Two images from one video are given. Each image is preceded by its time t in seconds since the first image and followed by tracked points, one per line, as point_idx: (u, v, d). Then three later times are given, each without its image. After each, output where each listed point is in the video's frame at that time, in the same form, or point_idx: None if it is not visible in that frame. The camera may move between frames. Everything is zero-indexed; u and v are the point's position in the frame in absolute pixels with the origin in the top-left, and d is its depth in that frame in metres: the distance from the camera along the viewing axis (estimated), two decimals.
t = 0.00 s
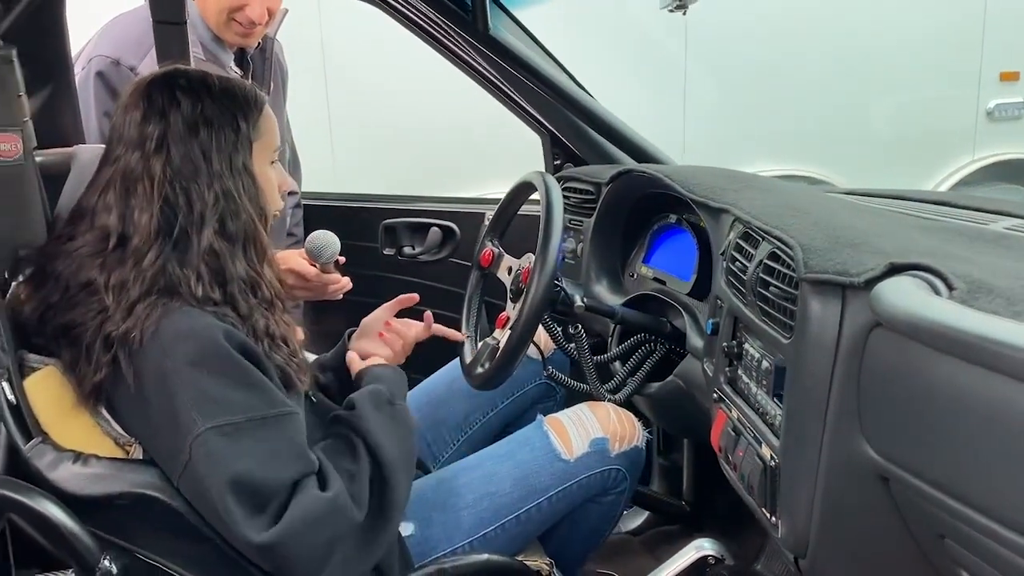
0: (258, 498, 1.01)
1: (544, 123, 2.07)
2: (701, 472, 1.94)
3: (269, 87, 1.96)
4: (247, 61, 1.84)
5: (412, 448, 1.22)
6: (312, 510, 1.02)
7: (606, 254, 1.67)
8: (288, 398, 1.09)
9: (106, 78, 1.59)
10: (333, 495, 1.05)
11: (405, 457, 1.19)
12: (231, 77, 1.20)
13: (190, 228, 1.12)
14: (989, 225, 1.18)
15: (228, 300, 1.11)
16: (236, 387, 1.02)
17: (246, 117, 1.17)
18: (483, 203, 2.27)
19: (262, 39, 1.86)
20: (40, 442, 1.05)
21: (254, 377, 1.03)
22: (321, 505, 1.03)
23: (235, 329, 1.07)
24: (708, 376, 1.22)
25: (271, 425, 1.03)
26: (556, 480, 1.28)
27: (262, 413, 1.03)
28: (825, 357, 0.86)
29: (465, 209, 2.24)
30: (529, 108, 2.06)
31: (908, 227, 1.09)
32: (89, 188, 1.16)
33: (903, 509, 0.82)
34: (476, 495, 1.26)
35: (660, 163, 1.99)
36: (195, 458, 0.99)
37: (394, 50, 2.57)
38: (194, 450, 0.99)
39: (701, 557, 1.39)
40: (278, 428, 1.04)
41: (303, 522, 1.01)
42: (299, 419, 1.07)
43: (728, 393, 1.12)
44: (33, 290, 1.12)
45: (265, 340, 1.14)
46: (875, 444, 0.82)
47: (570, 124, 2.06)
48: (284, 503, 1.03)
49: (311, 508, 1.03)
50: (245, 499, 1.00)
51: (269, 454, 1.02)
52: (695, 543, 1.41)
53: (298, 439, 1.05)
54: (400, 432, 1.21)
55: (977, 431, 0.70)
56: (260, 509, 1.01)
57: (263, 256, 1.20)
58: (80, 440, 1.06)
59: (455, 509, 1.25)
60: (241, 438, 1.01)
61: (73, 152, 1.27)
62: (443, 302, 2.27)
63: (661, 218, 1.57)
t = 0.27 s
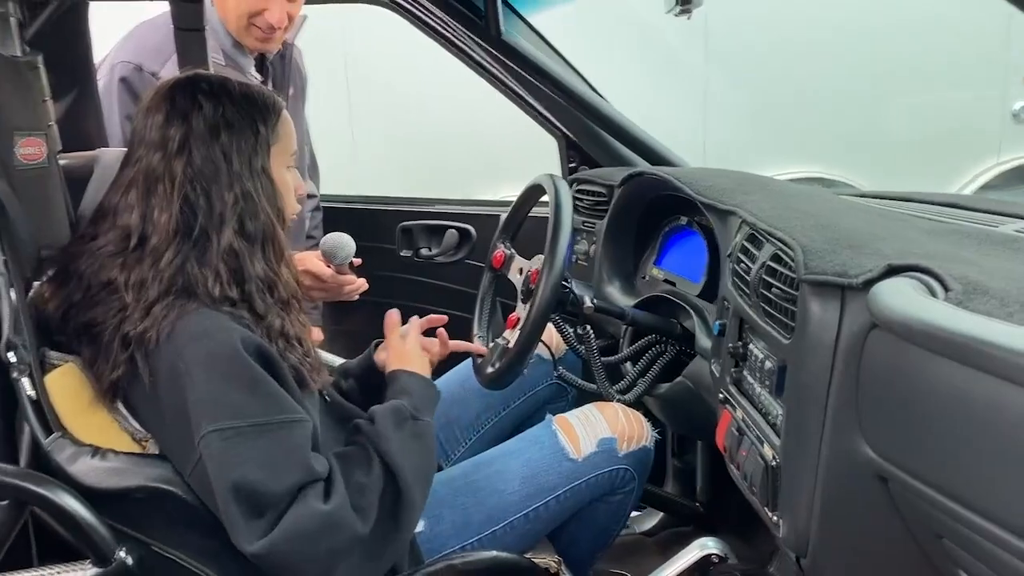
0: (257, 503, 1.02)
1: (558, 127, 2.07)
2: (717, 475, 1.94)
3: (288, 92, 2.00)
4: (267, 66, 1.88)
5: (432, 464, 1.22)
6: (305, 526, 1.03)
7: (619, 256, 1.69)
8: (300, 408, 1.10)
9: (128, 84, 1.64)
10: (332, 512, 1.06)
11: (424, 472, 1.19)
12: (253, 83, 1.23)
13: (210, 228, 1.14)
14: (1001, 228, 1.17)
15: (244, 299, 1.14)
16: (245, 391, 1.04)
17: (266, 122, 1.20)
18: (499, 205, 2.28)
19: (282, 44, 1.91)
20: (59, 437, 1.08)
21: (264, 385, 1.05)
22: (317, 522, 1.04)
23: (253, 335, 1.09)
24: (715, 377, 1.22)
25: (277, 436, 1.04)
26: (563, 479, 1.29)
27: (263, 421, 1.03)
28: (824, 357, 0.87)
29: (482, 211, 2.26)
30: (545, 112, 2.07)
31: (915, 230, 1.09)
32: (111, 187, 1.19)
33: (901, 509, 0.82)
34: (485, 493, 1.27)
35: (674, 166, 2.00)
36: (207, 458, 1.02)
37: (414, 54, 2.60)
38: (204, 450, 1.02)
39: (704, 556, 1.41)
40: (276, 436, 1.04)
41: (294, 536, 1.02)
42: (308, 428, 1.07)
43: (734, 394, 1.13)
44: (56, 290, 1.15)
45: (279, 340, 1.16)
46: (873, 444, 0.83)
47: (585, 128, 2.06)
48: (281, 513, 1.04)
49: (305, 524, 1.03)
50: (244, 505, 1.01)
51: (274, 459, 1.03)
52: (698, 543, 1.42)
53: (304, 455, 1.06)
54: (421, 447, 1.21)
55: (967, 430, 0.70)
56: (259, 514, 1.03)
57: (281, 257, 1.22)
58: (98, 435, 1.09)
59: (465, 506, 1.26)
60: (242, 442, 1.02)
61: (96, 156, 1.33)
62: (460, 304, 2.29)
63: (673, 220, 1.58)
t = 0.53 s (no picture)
0: (261, 504, 1.03)
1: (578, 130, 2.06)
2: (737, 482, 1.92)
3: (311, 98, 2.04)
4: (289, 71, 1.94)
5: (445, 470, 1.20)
6: (304, 530, 1.04)
7: (637, 261, 1.69)
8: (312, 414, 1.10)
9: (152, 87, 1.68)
10: (333, 518, 1.06)
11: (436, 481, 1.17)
12: (268, 86, 1.24)
13: (228, 228, 1.15)
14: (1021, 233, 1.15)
15: (260, 298, 1.15)
16: (257, 390, 1.04)
17: (282, 124, 1.21)
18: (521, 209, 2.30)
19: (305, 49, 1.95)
20: (78, 432, 1.10)
21: (276, 387, 1.06)
22: (316, 527, 1.05)
23: (268, 335, 1.10)
24: (728, 382, 1.22)
25: (286, 435, 1.04)
26: (574, 483, 1.29)
27: (273, 422, 1.04)
28: (830, 362, 0.86)
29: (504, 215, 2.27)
30: (564, 116, 2.07)
31: (930, 234, 1.08)
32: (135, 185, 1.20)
33: (908, 516, 0.81)
34: (497, 495, 1.28)
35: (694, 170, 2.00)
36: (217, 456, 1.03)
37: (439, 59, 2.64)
38: (217, 445, 1.02)
39: (712, 560, 1.40)
40: (287, 436, 1.05)
41: (293, 539, 1.03)
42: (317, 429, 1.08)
43: (745, 399, 1.12)
44: (78, 288, 1.17)
45: (292, 339, 1.17)
46: (878, 451, 0.81)
47: (604, 133, 2.06)
48: (282, 516, 1.04)
49: (304, 528, 1.04)
50: (248, 505, 1.02)
51: (281, 459, 1.04)
52: (707, 548, 1.41)
53: (309, 458, 1.06)
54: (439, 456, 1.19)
55: (968, 433, 0.69)
56: (262, 515, 1.04)
57: (297, 257, 1.23)
58: (115, 432, 1.11)
59: (477, 508, 1.27)
60: (250, 441, 1.03)
61: (121, 158, 1.37)
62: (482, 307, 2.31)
63: (690, 224, 1.58)
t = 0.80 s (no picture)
0: (268, 514, 1.03)
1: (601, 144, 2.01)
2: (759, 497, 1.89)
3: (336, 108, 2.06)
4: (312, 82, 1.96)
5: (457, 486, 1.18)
6: (308, 544, 1.03)
7: (657, 272, 1.67)
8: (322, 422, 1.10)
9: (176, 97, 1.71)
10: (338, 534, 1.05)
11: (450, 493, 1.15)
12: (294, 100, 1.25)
13: (241, 235, 1.16)
14: None
15: (274, 305, 1.15)
16: (267, 399, 1.05)
17: (301, 136, 1.22)
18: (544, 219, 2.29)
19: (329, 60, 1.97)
20: (94, 438, 1.11)
21: (285, 395, 1.06)
22: (321, 542, 1.04)
23: (280, 343, 1.11)
24: (743, 398, 1.20)
25: (296, 448, 1.04)
26: (587, 497, 1.28)
27: (284, 431, 1.04)
28: (840, 380, 0.84)
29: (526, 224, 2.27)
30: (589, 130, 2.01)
31: (951, 250, 1.05)
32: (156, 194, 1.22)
33: (920, 541, 0.79)
34: (508, 508, 1.27)
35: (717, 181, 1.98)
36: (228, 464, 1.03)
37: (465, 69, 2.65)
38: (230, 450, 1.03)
39: None
40: (298, 449, 1.05)
41: (297, 552, 1.03)
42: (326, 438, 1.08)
43: (759, 415, 1.10)
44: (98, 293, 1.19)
45: (305, 346, 1.18)
46: (892, 473, 0.79)
47: (630, 146, 1.99)
48: (288, 529, 1.04)
49: (308, 542, 1.03)
50: (255, 515, 1.03)
51: (292, 470, 1.04)
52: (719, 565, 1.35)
53: (317, 470, 1.06)
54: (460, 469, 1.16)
55: (978, 457, 0.67)
56: (270, 525, 1.04)
57: (310, 268, 1.23)
58: (131, 438, 1.13)
59: (488, 520, 1.26)
60: (257, 450, 1.03)
61: (146, 168, 1.38)
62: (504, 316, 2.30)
63: (710, 236, 1.56)
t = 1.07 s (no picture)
0: (276, 516, 1.03)
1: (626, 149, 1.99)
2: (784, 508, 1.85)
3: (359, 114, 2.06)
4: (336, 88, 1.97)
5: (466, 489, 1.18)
6: (316, 546, 1.03)
7: (679, 278, 1.65)
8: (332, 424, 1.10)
9: (201, 101, 1.72)
10: (348, 536, 1.05)
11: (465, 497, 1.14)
12: (317, 107, 1.25)
13: (257, 239, 1.16)
14: None
15: (287, 309, 1.15)
16: (276, 400, 1.05)
17: (320, 142, 1.21)
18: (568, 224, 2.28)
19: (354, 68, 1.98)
20: (109, 438, 1.12)
21: (296, 395, 1.06)
22: (330, 544, 1.04)
23: (291, 345, 1.11)
24: (759, 407, 1.17)
25: (304, 449, 1.04)
26: (600, 506, 1.27)
27: (293, 432, 1.04)
28: (852, 389, 0.82)
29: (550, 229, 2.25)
30: (613, 135, 1.99)
31: (974, 258, 1.02)
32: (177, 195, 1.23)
33: (932, 560, 0.76)
34: (521, 515, 1.26)
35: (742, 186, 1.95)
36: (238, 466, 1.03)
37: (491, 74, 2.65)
38: (238, 453, 1.02)
39: None
40: (309, 447, 1.05)
41: (306, 554, 1.03)
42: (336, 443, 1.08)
43: (775, 426, 1.07)
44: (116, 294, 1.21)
45: (318, 350, 1.17)
46: (903, 485, 0.77)
47: (654, 152, 1.96)
48: (297, 530, 1.04)
49: (317, 543, 1.03)
50: (262, 515, 1.03)
51: (302, 472, 1.04)
52: None
53: (327, 471, 1.06)
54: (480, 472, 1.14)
55: (992, 474, 0.64)
56: (278, 527, 1.04)
57: (326, 271, 1.22)
58: (144, 439, 1.13)
59: (500, 528, 1.25)
60: (268, 453, 1.03)
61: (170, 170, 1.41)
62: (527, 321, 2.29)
63: (732, 242, 1.54)
